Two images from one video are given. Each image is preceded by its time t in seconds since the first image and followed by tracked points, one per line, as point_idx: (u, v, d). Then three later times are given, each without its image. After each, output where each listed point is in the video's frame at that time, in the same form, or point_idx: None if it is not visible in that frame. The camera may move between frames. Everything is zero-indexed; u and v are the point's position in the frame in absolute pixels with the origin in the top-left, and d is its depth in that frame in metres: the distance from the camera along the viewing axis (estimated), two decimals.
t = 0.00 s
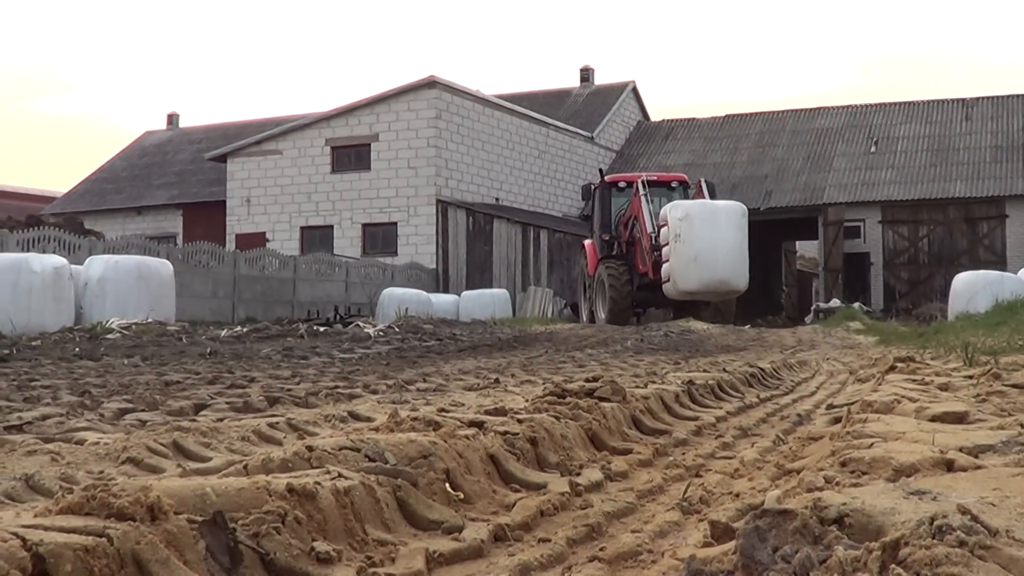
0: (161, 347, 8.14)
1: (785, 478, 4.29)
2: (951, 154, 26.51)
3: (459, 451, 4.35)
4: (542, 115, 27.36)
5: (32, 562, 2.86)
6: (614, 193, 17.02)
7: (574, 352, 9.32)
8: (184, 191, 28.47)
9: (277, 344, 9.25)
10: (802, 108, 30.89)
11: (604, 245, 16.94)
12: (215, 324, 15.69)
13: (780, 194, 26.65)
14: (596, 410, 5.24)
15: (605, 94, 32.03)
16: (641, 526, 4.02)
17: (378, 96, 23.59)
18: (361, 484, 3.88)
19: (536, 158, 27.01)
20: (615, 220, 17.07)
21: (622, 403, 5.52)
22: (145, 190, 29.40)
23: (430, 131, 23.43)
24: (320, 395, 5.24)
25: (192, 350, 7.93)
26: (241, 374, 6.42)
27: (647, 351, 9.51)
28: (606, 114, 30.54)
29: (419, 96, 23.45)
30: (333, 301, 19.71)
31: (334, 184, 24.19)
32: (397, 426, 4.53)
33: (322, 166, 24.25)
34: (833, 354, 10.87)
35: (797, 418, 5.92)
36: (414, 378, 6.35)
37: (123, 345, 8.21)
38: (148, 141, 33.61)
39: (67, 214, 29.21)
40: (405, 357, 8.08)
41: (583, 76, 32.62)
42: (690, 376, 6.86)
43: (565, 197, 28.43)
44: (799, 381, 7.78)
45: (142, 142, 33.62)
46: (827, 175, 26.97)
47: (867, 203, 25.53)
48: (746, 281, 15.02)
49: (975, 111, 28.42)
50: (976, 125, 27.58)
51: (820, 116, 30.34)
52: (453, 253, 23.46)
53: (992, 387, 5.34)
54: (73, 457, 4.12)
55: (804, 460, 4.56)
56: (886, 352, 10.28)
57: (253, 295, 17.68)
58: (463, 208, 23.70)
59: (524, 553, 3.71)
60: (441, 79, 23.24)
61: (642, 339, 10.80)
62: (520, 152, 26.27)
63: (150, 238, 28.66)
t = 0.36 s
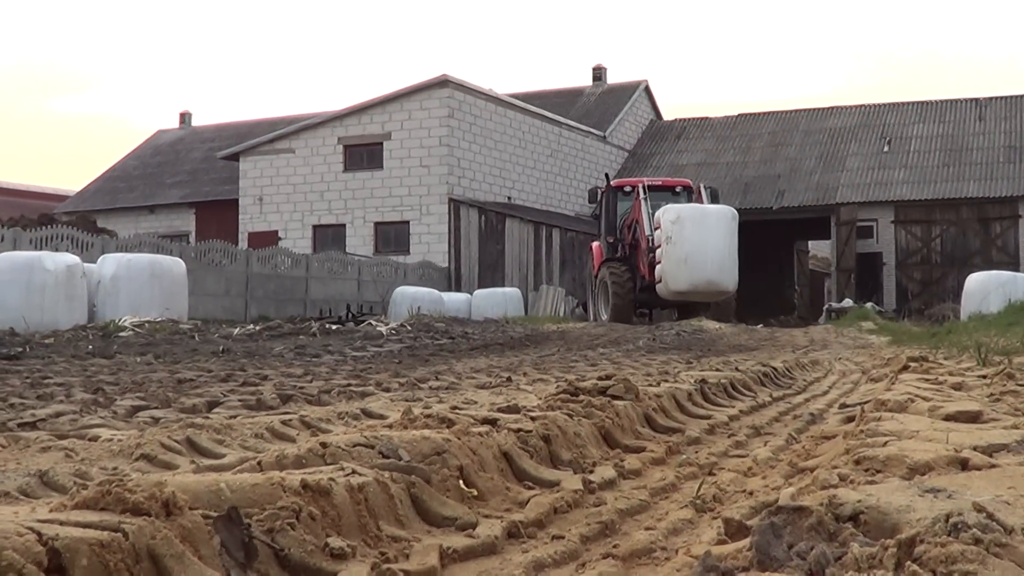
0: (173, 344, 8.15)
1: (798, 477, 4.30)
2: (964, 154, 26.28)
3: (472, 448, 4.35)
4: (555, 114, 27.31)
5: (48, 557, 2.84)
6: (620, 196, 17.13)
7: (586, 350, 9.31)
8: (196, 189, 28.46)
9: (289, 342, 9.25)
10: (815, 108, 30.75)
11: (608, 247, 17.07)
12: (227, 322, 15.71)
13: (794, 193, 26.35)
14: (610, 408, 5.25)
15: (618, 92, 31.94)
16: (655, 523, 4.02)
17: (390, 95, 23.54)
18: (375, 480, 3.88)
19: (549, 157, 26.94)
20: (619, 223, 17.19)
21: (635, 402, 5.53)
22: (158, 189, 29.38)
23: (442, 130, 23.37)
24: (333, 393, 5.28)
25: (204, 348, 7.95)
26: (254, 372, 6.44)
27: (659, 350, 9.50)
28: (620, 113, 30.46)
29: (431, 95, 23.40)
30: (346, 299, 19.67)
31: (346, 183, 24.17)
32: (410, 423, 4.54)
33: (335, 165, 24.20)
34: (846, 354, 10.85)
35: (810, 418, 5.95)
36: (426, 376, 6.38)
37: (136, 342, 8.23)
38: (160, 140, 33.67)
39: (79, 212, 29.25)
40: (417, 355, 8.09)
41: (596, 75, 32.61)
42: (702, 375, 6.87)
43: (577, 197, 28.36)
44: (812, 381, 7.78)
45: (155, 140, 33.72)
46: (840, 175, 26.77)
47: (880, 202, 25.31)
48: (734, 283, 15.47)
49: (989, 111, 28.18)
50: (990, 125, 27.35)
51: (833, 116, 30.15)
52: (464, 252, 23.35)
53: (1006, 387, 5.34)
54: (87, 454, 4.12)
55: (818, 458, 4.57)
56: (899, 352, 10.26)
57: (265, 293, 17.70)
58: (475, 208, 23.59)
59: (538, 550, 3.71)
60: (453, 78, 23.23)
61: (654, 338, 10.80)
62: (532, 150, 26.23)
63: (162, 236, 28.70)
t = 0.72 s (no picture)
0: (191, 333, 8.19)
1: (815, 469, 4.32)
2: (984, 149, 26.02)
3: (489, 438, 4.36)
4: (573, 106, 27.26)
5: (66, 541, 2.82)
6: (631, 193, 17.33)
7: (603, 343, 9.32)
8: (217, 178, 28.47)
9: (307, 331, 9.29)
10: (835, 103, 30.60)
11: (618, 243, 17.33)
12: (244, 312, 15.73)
13: (811, 187, 26.14)
14: (627, 399, 5.28)
15: (637, 85, 31.84)
16: (671, 514, 4.01)
17: (409, 86, 23.47)
18: (392, 469, 3.88)
19: (566, 149, 26.87)
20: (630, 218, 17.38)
21: (652, 393, 5.55)
22: (177, 178, 29.38)
23: (460, 121, 23.31)
24: (349, 383, 5.32)
25: (223, 337, 7.98)
26: (271, 361, 6.48)
27: (677, 342, 9.52)
28: (638, 106, 30.40)
29: (451, 86, 23.35)
30: (363, 290, 19.65)
31: (363, 174, 24.14)
32: (428, 412, 4.56)
33: (353, 155, 24.16)
34: (864, 349, 10.86)
35: (826, 412, 5.98)
36: (443, 367, 6.41)
37: (154, 331, 8.27)
38: (178, 129, 33.65)
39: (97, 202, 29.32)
40: (435, 345, 8.11)
41: (615, 66, 32.52)
42: (719, 367, 6.89)
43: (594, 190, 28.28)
44: (829, 374, 7.78)
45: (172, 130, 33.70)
46: (859, 169, 26.55)
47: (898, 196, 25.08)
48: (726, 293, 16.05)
49: (1009, 107, 27.90)
50: (1010, 121, 27.08)
51: (851, 111, 29.94)
52: (482, 243, 23.29)
53: None
54: (104, 441, 4.13)
55: (834, 452, 4.59)
56: (916, 347, 10.26)
57: (283, 283, 17.71)
58: (492, 199, 23.57)
59: (554, 539, 3.71)
60: (473, 69, 23.15)
61: (672, 331, 10.81)
62: (550, 142, 26.18)
63: (180, 226, 28.75)
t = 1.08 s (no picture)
0: (197, 329, 8.20)
1: (822, 462, 4.33)
2: (989, 139, 25.94)
3: (496, 432, 4.37)
4: (578, 100, 27.19)
5: (75, 540, 2.83)
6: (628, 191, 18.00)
7: (609, 336, 9.33)
8: (220, 174, 28.43)
9: (312, 328, 9.32)
10: (839, 95, 30.43)
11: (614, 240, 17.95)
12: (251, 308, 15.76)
13: (817, 179, 26.11)
14: (633, 392, 5.28)
15: (641, 77, 31.75)
16: (679, 507, 4.02)
17: (412, 81, 23.42)
18: (399, 464, 3.88)
19: (571, 143, 26.82)
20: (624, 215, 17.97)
21: (659, 386, 5.55)
22: (181, 174, 29.36)
23: (464, 115, 23.26)
24: (354, 377, 5.34)
25: (228, 333, 7.99)
26: (277, 357, 6.49)
27: (682, 335, 9.52)
28: (643, 99, 30.34)
29: (454, 80, 23.29)
30: (369, 285, 19.65)
31: (369, 170, 24.07)
32: (434, 407, 4.56)
33: (358, 150, 24.10)
34: (870, 340, 10.86)
35: (833, 403, 5.99)
36: (449, 361, 6.42)
37: (160, 328, 8.29)
38: (184, 125, 33.59)
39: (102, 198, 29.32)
40: (441, 340, 8.12)
41: (619, 60, 32.46)
42: (726, 360, 6.89)
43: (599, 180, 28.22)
44: (835, 366, 7.79)
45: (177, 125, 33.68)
46: (863, 161, 26.50)
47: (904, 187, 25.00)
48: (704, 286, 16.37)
49: (1014, 97, 27.79)
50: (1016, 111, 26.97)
51: (856, 101, 29.86)
52: (487, 237, 23.35)
53: None
54: (112, 438, 4.14)
55: (841, 444, 4.61)
56: (922, 337, 10.26)
57: (289, 278, 17.72)
58: (498, 193, 23.49)
59: (562, 534, 3.71)
60: (476, 63, 23.09)
61: (678, 323, 10.82)
62: (554, 135, 26.13)
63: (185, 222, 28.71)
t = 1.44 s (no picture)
0: (204, 318, 8.21)
1: (829, 455, 4.33)
2: (998, 136, 25.89)
3: (504, 422, 4.37)
4: (587, 92, 27.19)
5: (83, 525, 2.82)
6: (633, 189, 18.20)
7: (616, 329, 9.33)
8: (229, 163, 28.42)
9: (319, 316, 9.32)
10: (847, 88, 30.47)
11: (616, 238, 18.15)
12: (258, 297, 15.76)
13: (825, 174, 26.07)
14: (640, 384, 5.29)
15: (651, 71, 31.73)
16: (685, 499, 4.02)
17: (422, 71, 23.40)
18: (407, 453, 3.88)
19: (580, 135, 26.83)
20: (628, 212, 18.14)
21: (666, 378, 5.56)
22: (190, 163, 29.35)
23: (474, 107, 23.26)
24: (361, 367, 5.36)
25: (235, 322, 7.99)
26: (283, 346, 6.50)
27: (689, 328, 9.52)
28: (651, 92, 30.33)
29: (463, 71, 23.26)
30: (377, 275, 19.66)
31: (377, 158, 24.13)
32: (442, 397, 4.57)
33: (367, 141, 24.14)
34: (877, 336, 10.87)
35: (840, 398, 6.00)
36: (456, 353, 6.43)
37: (167, 315, 8.31)
38: (192, 115, 33.59)
39: (110, 186, 29.34)
40: (446, 331, 8.12)
41: (629, 52, 32.42)
42: (733, 353, 6.90)
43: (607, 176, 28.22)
44: (842, 361, 7.79)
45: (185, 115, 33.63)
46: (872, 156, 26.48)
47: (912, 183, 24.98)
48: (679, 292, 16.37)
49: None
50: None
51: (865, 96, 29.84)
52: (495, 229, 23.23)
53: None
54: (119, 425, 4.13)
55: (848, 438, 4.62)
56: (929, 335, 10.27)
57: (296, 268, 17.74)
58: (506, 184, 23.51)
59: (568, 524, 3.71)
60: (485, 55, 23.04)
61: (685, 317, 10.84)
62: (563, 127, 26.14)
63: (193, 211, 28.73)
